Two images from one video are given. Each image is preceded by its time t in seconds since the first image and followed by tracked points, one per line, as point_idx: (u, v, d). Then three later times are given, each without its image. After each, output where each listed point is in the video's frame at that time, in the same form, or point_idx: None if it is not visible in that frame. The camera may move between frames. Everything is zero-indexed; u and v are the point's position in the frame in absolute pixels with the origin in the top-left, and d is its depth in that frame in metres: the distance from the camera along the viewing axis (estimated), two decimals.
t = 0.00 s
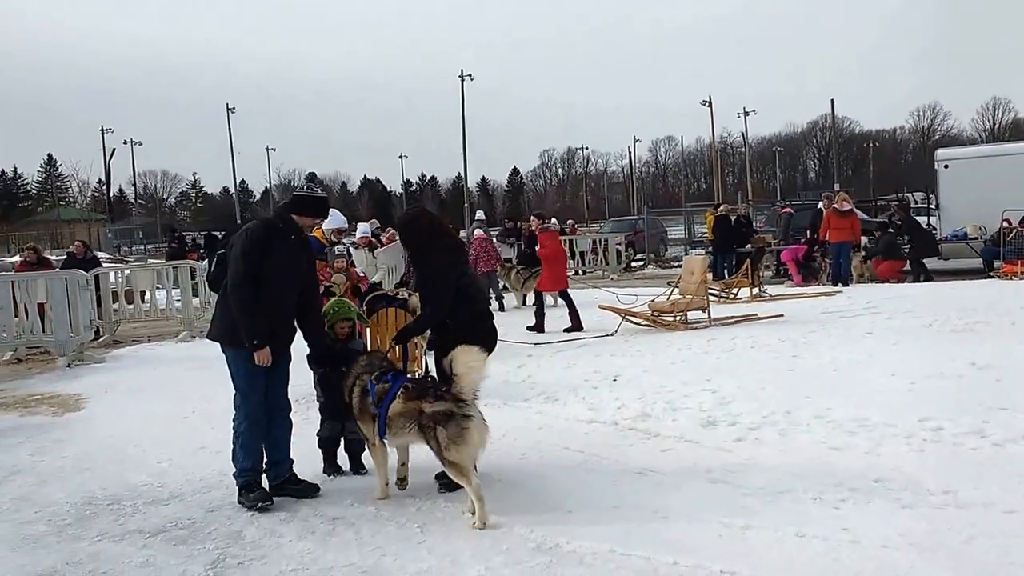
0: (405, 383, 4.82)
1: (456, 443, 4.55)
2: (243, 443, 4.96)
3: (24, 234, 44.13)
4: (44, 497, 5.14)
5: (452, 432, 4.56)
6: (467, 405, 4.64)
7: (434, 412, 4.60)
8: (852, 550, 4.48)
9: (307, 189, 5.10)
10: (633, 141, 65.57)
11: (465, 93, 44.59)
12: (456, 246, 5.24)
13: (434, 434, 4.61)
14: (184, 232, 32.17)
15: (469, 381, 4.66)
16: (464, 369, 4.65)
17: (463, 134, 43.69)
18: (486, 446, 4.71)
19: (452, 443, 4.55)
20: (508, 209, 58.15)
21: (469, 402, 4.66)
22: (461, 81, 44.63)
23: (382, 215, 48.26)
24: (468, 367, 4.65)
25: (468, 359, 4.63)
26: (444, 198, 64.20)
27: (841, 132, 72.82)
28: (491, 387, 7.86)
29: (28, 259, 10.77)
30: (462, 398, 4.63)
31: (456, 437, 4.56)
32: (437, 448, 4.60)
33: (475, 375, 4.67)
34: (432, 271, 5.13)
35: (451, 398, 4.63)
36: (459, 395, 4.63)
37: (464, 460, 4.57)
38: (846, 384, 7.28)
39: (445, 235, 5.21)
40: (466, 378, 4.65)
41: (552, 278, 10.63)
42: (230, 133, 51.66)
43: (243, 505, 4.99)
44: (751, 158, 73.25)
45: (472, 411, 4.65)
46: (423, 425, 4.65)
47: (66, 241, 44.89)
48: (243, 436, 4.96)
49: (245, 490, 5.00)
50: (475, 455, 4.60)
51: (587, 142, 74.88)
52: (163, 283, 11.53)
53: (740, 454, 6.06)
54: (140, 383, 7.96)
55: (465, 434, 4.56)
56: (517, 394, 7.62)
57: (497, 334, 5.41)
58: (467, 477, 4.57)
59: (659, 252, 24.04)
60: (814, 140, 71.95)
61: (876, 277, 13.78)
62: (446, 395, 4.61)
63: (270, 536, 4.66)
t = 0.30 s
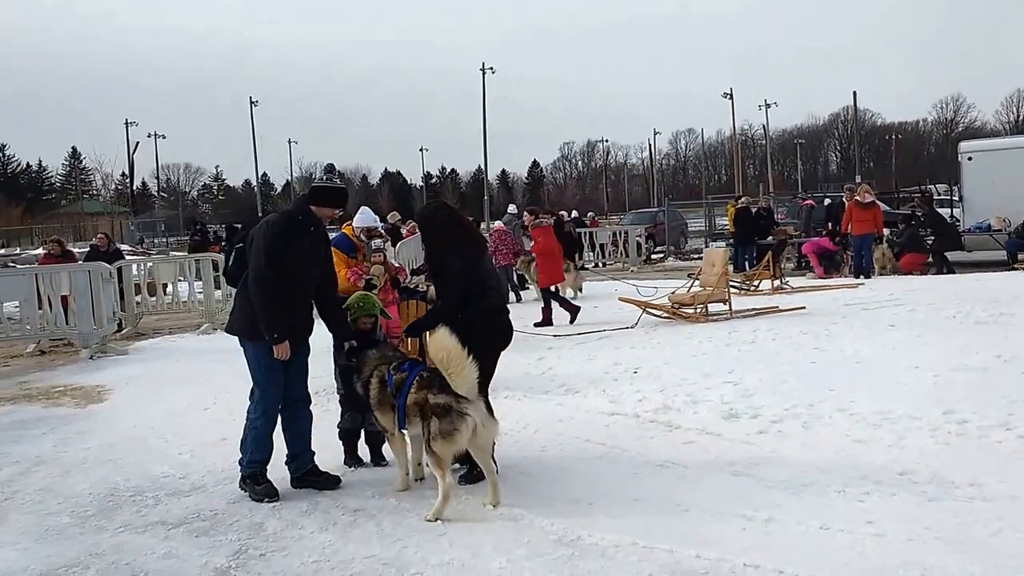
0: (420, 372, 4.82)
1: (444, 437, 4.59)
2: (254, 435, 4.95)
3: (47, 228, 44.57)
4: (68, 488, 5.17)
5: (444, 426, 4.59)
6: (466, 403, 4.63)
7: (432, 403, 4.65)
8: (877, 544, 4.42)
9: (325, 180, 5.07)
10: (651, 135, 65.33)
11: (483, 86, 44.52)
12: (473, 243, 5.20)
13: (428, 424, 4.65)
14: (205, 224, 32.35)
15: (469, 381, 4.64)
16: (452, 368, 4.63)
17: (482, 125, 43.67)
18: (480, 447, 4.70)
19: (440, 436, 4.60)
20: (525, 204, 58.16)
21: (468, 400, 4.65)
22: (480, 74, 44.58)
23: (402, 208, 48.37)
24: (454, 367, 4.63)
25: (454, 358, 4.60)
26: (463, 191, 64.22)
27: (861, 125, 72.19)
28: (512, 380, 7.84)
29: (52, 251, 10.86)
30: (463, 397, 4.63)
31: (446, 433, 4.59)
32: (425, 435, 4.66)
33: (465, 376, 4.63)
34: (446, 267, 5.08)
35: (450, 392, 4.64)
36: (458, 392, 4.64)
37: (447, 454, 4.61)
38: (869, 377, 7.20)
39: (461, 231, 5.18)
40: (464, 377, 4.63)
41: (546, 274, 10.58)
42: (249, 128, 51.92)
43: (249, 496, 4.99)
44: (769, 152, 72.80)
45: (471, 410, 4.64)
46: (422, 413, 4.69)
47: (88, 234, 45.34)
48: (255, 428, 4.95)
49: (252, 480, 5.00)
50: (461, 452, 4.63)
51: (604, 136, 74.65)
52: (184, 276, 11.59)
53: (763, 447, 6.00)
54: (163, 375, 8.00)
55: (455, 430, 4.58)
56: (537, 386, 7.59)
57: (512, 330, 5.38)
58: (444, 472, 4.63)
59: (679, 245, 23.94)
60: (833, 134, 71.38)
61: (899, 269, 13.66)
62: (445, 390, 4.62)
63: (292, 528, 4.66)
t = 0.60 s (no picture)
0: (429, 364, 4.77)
1: (452, 431, 4.53)
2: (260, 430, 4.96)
3: (66, 221, 44.93)
4: (88, 480, 5.19)
5: (452, 419, 4.53)
6: (472, 394, 4.56)
7: (438, 396, 4.59)
8: (897, 537, 4.37)
9: (332, 175, 4.97)
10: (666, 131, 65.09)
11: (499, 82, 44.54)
12: (487, 234, 5.15)
13: (437, 418, 4.59)
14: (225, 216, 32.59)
15: (474, 369, 4.58)
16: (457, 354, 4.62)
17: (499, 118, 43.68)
18: (490, 438, 4.63)
19: (449, 430, 4.54)
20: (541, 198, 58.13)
21: (475, 391, 4.57)
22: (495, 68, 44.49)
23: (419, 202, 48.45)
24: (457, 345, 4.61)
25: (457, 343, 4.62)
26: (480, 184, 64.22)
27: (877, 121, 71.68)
28: (529, 373, 7.82)
29: (72, 245, 10.92)
30: (469, 387, 4.56)
31: (454, 426, 4.53)
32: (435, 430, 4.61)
33: (470, 354, 4.60)
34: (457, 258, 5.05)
35: (456, 383, 4.57)
36: (464, 383, 4.57)
37: (457, 448, 4.56)
38: (890, 370, 7.13)
39: (479, 221, 5.12)
40: (470, 365, 4.57)
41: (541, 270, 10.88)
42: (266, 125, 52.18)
43: (268, 490, 4.98)
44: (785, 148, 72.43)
45: (478, 401, 4.57)
46: (430, 407, 4.64)
47: (107, 228, 45.65)
48: (260, 423, 4.96)
49: (269, 475, 4.99)
50: (470, 445, 4.57)
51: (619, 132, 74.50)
52: (203, 271, 11.63)
53: (782, 440, 5.95)
54: (182, 368, 8.03)
55: (463, 423, 4.53)
56: (555, 379, 7.57)
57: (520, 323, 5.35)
58: (456, 466, 4.58)
59: (697, 238, 23.85)
60: (850, 129, 70.91)
61: (918, 263, 13.58)
62: (451, 382, 4.55)
63: (312, 520, 4.65)
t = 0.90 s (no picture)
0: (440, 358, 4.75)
1: (462, 425, 4.50)
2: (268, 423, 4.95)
3: (79, 215, 45.17)
4: (102, 472, 5.20)
5: (461, 412, 4.50)
6: (481, 386, 4.52)
7: (447, 389, 4.55)
8: (910, 530, 4.34)
9: (325, 171, 4.93)
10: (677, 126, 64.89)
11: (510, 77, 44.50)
12: (488, 225, 5.14)
13: (446, 412, 4.57)
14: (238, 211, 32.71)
15: (483, 360, 4.51)
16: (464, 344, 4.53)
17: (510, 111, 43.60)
18: (500, 430, 4.61)
19: (458, 424, 4.50)
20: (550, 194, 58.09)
21: (484, 383, 4.53)
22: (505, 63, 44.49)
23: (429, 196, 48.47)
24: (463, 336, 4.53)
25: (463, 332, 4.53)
26: (491, 178, 64.26)
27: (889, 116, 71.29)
28: (541, 366, 7.81)
29: (85, 238, 10.97)
30: (477, 379, 4.52)
31: (463, 419, 4.50)
32: (446, 423, 4.58)
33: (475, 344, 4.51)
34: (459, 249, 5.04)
35: (464, 376, 4.53)
36: (472, 375, 4.52)
37: (467, 442, 4.53)
38: (903, 363, 7.08)
39: (479, 212, 5.11)
40: (478, 357, 4.51)
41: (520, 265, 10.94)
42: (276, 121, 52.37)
43: (281, 482, 4.98)
44: (795, 144, 72.12)
45: (486, 394, 4.53)
46: (441, 400, 4.62)
47: (119, 222, 45.83)
48: (268, 416, 4.95)
49: (282, 467, 5.00)
50: (480, 438, 4.54)
51: (629, 127, 74.33)
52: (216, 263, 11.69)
53: (795, 433, 5.92)
54: (195, 361, 8.05)
55: (472, 416, 4.49)
56: (568, 373, 7.56)
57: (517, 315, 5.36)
58: (466, 459, 4.55)
59: (708, 232, 23.78)
60: (862, 124, 70.56)
61: (931, 257, 13.54)
62: (460, 375, 4.51)
63: (325, 512, 4.65)
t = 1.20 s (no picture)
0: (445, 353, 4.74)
1: (464, 419, 4.49)
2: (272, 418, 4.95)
3: (85, 210, 45.30)
4: (108, 465, 5.22)
5: (463, 405, 4.49)
6: (483, 380, 4.50)
7: (450, 383, 4.55)
8: (916, 526, 4.33)
9: (317, 160, 4.91)
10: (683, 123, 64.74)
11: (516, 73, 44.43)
12: (486, 218, 5.17)
13: (449, 406, 4.56)
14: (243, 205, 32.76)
15: (486, 354, 4.51)
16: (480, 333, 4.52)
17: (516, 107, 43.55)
18: (503, 424, 4.59)
19: (461, 418, 4.50)
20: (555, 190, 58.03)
21: (486, 376, 4.52)
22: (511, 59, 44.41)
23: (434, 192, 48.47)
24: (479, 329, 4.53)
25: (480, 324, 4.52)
26: (496, 175, 64.21)
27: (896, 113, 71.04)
28: (546, 362, 7.80)
29: (91, 232, 10.99)
30: (479, 372, 4.50)
31: (465, 413, 4.49)
32: (449, 418, 4.57)
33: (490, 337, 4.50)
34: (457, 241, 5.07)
35: (467, 369, 4.52)
36: (475, 369, 4.51)
37: (470, 436, 4.51)
38: (910, 360, 7.06)
39: (478, 205, 5.14)
40: (482, 350, 4.51)
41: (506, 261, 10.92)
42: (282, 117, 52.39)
43: (287, 476, 4.98)
44: (801, 140, 71.93)
45: (488, 387, 4.52)
46: (444, 394, 4.61)
47: (125, 217, 45.96)
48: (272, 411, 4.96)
49: (287, 461, 5.00)
50: (483, 431, 4.53)
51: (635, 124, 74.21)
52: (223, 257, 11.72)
53: (801, 429, 5.91)
54: (201, 355, 8.06)
55: (474, 410, 4.49)
56: (573, 368, 7.55)
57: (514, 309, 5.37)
58: (470, 454, 4.54)
59: (715, 228, 23.75)
60: (868, 121, 70.35)
61: (937, 253, 13.49)
62: (462, 368, 4.51)
63: (330, 506, 4.65)
